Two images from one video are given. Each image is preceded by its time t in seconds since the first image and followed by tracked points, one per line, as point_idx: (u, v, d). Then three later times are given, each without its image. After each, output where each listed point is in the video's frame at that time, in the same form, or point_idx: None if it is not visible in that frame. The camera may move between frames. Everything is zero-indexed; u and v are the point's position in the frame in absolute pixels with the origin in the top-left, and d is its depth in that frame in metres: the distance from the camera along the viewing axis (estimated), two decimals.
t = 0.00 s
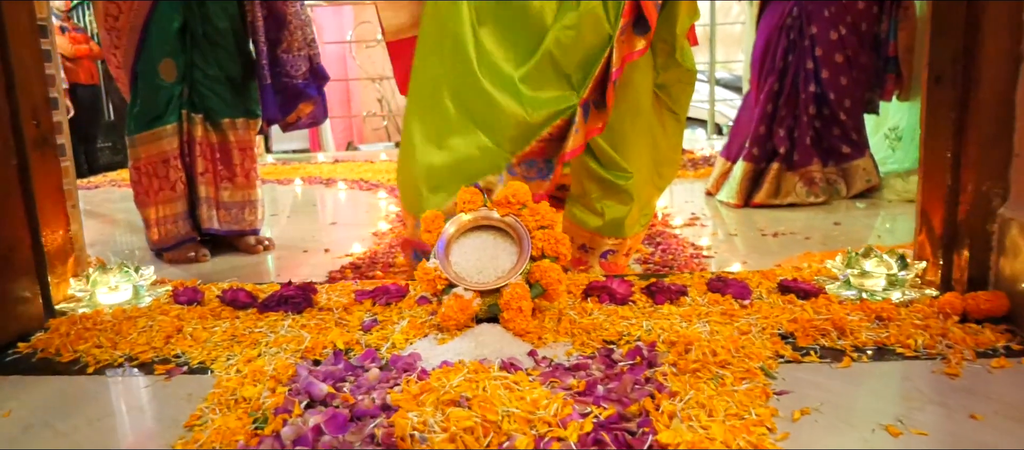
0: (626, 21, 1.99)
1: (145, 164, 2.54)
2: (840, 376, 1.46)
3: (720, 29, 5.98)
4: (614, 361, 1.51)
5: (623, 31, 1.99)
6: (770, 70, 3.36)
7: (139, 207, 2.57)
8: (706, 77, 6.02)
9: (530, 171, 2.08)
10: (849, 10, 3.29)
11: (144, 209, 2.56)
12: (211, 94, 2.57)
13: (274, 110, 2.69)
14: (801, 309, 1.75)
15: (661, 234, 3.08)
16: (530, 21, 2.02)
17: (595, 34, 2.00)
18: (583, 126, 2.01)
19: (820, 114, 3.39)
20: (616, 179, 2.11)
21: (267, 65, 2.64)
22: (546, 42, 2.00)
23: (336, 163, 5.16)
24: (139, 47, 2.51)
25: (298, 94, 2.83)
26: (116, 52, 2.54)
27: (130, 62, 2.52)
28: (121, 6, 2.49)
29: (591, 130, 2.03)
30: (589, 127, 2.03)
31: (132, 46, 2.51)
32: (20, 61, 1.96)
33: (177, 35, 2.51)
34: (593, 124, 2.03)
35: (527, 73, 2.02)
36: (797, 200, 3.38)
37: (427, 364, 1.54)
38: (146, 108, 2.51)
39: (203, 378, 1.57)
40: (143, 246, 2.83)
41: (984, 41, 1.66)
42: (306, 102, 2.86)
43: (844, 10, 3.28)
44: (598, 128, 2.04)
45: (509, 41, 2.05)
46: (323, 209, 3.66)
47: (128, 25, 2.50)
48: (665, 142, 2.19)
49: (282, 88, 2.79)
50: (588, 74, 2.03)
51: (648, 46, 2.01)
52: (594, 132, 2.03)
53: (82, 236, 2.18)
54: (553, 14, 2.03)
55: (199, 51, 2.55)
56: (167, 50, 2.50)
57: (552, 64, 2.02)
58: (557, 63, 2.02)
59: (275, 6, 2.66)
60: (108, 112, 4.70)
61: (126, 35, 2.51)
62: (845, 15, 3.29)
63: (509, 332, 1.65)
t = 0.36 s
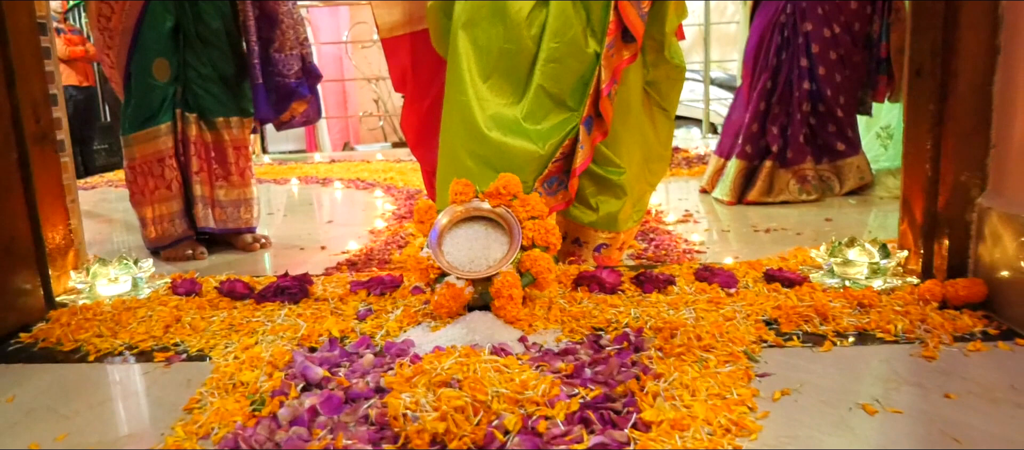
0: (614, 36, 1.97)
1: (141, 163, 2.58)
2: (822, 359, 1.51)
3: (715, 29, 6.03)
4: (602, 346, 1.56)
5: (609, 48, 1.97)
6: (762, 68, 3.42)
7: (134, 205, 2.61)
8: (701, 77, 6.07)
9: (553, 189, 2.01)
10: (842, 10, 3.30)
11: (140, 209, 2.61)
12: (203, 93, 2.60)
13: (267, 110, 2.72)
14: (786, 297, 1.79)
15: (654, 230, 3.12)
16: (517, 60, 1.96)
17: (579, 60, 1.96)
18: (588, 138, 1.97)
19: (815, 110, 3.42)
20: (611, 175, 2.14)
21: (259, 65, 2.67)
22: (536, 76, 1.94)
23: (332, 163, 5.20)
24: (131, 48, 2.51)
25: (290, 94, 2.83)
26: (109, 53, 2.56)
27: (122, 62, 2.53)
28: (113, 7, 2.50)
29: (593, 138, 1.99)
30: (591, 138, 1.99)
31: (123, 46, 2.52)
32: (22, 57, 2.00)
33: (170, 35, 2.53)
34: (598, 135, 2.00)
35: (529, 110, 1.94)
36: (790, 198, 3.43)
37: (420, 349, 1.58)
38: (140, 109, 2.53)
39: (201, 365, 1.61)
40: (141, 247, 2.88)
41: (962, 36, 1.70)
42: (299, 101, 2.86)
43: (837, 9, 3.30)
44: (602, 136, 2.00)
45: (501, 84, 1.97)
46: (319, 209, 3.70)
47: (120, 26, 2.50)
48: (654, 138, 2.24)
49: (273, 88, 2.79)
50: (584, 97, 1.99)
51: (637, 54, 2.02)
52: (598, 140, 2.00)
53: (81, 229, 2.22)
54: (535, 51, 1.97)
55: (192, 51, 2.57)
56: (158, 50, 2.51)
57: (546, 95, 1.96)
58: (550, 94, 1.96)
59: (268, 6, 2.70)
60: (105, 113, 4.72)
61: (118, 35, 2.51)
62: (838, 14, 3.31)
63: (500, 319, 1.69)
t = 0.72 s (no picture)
0: (592, 39, 1.99)
1: (141, 163, 2.63)
2: (805, 346, 1.55)
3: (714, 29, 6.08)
4: (594, 334, 1.60)
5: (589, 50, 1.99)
6: (762, 66, 3.45)
7: (135, 205, 2.66)
8: (700, 78, 6.12)
9: (547, 188, 2.05)
10: (839, 8, 3.36)
11: (141, 207, 2.64)
12: (203, 93, 2.65)
13: (262, 109, 2.71)
14: (774, 288, 1.84)
15: (651, 228, 3.16)
16: (499, 73, 2.00)
17: (559, 67, 2.00)
18: (576, 139, 2.02)
19: (815, 108, 3.43)
20: (600, 171, 2.18)
21: (255, 65, 2.69)
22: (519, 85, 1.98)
23: (333, 162, 5.24)
24: (129, 48, 2.57)
25: (286, 93, 2.86)
26: (108, 52, 2.62)
27: (122, 62, 2.60)
28: (111, 7, 2.56)
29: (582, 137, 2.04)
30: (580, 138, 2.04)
31: (122, 45, 2.58)
32: (28, 53, 2.04)
33: (168, 34, 2.58)
34: (586, 134, 2.05)
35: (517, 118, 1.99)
36: (786, 197, 3.45)
37: (417, 336, 1.63)
38: (140, 108, 2.58)
39: (204, 353, 1.66)
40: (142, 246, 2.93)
41: (944, 33, 1.75)
42: (296, 100, 2.89)
43: (834, 8, 3.35)
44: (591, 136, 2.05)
45: (485, 97, 2.01)
46: (320, 207, 3.74)
47: (118, 25, 2.56)
48: (644, 134, 2.25)
49: (272, 86, 2.82)
50: (568, 100, 2.02)
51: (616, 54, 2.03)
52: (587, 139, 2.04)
53: (86, 223, 2.27)
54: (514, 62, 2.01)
55: (191, 50, 2.62)
56: (157, 49, 2.57)
57: (531, 102, 2.00)
58: (533, 101, 1.99)
59: (265, 6, 2.72)
60: (107, 114, 4.76)
61: (117, 35, 2.58)
62: (836, 13, 3.36)
63: (495, 309, 1.74)
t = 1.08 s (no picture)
0: (558, 34, 2.09)
1: (146, 159, 2.68)
2: (792, 332, 1.60)
3: (719, 28, 6.11)
4: (587, 320, 1.65)
5: (553, 49, 2.09)
6: (765, 65, 3.47)
7: (141, 200, 2.72)
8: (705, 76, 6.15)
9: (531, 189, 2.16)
10: (842, 8, 3.36)
11: (146, 203, 2.70)
12: (208, 90, 2.71)
13: (262, 105, 2.75)
14: (764, 277, 1.88)
15: (652, 223, 3.16)
16: (470, 72, 2.12)
17: (527, 63, 2.09)
18: (549, 137, 2.13)
19: (816, 107, 3.45)
20: (576, 171, 2.26)
21: (255, 63, 2.73)
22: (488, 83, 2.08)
23: (338, 159, 5.30)
24: (133, 46, 2.62)
25: (287, 90, 2.89)
26: (111, 50, 2.66)
27: (124, 60, 2.64)
28: (113, 6, 2.60)
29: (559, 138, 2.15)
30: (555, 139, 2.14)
31: (125, 43, 2.62)
32: (40, 47, 2.10)
33: (170, 32, 2.63)
34: (561, 133, 2.15)
35: (489, 113, 2.10)
36: (786, 195, 3.45)
37: (415, 321, 1.68)
38: (144, 106, 2.63)
39: (209, 337, 1.72)
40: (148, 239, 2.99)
41: (932, 28, 1.79)
42: (298, 97, 2.91)
43: (837, 6, 3.35)
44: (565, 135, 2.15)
45: (460, 94, 2.14)
46: (324, 203, 3.79)
47: (120, 24, 2.61)
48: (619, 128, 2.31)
49: (271, 83, 2.85)
50: (538, 97, 2.12)
51: (587, 50, 2.12)
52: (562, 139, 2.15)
53: (96, 214, 2.33)
54: (484, 60, 2.12)
55: (194, 47, 2.67)
56: (159, 47, 2.61)
57: (502, 99, 2.10)
58: (503, 98, 2.10)
59: (265, 4, 2.75)
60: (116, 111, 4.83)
61: (119, 33, 2.62)
62: (838, 11, 3.36)
63: (493, 296, 1.79)
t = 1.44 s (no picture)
0: (554, 35, 2.15)
1: (154, 156, 2.75)
2: (783, 323, 1.65)
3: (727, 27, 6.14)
4: (583, 311, 1.70)
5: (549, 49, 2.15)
6: (770, 64, 3.45)
7: (150, 197, 2.78)
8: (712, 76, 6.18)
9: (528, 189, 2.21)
10: (849, 7, 3.26)
11: (156, 200, 2.77)
12: (216, 87, 2.75)
13: (272, 102, 2.81)
14: (757, 271, 1.93)
15: (656, 222, 3.14)
16: (466, 72, 2.20)
17: (525, 64, 2.16)
18: (545, 136, 2.16)
19: (820, 106, 3.41)
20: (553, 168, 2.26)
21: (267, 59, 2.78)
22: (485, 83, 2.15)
23: (346, 157, 5.36)
24: (142, 44, 2.68)
25: (293, 87, 2.91)
26: (121, 50, 2.73)
27: (133, 58, 2.70)
28: (122, 7, 2.66)
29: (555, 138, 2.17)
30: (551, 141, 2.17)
31: (133, 43, 2.68)
32: (56, 44, 2.17)
33: (176, 31, 2.68)
34: (558, 133, 2.18)
35: (486, 112, 2.17)
36: (791, 194, 3.47)
37: (417, 312, 1.73)
38: (151, 102, 2.70)
39: (217, 325, 1.78)
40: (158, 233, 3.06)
41: (922, 28, 1.84)
42: (305, 93, 2.93)
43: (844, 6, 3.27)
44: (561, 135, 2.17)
45: (457, 93, 2.22)
46: (332, 200, 3.84)
47: (129, 23, 2.67)
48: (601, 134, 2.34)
49: (277, 80, 2.88)
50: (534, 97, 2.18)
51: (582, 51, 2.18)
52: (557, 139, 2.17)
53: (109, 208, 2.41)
54: (481, 60, 2.19)
55: (202, 45, 2.71)
56: (166, 46, 2.68)
57: (499, 99, 2.17)
58: (500, 98, 2.17)
59: (274, 3, 2.82)
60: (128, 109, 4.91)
61: (128, 32, 2.68)
62: (844, 11, 3.28)
63: (493, 288, 1.84)
